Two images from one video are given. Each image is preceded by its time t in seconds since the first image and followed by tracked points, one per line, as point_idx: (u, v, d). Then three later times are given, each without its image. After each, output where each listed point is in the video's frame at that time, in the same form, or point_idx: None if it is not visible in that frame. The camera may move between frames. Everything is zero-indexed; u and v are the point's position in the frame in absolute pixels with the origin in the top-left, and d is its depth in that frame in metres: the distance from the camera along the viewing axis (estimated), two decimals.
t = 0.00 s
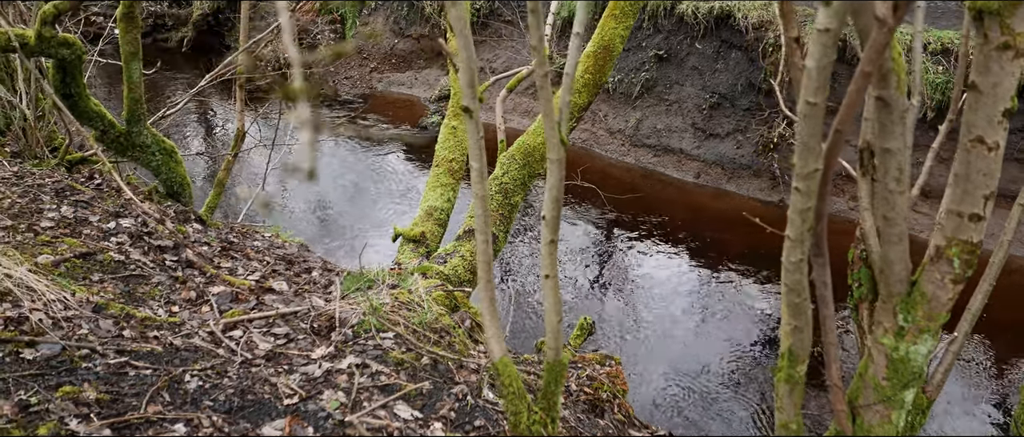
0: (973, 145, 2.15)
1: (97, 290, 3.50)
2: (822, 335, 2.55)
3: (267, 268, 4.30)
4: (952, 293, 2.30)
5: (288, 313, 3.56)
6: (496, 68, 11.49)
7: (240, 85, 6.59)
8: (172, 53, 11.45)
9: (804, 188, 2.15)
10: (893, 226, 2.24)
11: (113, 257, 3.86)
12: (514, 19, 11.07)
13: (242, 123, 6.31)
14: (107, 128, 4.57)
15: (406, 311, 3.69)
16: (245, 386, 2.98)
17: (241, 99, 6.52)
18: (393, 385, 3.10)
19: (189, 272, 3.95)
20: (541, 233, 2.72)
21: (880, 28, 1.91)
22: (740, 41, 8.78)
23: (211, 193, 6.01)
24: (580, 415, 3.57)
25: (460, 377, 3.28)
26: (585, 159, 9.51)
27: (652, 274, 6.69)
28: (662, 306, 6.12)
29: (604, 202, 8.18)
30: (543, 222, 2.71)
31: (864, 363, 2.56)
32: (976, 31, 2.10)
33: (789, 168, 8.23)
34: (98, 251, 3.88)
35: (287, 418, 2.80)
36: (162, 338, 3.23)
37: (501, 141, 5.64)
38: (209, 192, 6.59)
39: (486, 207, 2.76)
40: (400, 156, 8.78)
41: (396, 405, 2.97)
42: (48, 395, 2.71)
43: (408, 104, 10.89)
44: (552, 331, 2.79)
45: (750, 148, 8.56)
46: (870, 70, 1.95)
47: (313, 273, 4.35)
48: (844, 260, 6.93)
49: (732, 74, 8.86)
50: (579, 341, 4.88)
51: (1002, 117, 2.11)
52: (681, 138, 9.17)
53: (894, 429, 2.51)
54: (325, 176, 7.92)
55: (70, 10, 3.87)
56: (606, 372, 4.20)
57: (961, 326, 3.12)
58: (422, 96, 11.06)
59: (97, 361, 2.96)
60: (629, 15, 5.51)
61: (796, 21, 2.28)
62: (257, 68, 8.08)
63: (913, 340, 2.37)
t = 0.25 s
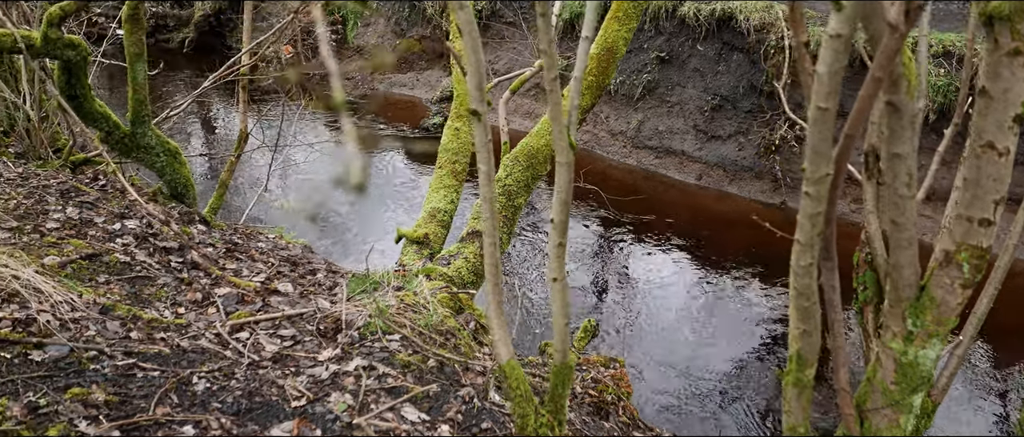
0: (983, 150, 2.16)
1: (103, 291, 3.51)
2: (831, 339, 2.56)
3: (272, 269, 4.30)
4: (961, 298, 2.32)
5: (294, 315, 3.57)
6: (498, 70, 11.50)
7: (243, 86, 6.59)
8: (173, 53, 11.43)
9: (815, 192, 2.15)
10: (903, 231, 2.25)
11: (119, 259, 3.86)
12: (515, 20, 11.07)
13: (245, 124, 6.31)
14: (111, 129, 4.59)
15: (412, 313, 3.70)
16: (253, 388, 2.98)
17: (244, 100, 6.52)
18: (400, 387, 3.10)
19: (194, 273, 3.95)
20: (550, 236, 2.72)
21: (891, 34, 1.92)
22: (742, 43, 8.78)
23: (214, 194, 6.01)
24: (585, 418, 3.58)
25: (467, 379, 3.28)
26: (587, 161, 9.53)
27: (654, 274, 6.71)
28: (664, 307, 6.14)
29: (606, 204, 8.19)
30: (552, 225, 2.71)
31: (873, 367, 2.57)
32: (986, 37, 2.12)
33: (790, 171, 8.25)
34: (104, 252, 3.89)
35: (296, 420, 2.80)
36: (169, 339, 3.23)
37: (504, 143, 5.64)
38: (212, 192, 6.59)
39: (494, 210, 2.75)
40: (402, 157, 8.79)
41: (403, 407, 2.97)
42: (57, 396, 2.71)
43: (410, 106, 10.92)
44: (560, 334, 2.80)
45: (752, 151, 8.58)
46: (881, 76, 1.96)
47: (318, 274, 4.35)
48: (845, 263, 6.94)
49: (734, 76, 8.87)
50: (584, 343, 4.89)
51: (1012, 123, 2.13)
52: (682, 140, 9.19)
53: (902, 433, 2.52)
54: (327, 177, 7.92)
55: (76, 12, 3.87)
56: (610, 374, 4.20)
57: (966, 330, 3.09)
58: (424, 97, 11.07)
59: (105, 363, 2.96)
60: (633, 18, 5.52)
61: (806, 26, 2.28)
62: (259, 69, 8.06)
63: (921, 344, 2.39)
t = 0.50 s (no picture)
0: (1000, 156, 2.20)
1: (115, 291, 3.52)
2: (844, 344, 2.56)
3: (281, 270, 4.31)
4: (975, 304, 2.33)
5: (304, 316, 3.57)
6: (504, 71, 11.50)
7: (251, 87, 6.60)
8: (180, 54, 11.44)
9: (830, 197, 2.17)
10: (918, 236, 2.25)
11: (130, 258, 3.88)
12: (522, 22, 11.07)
13: (253, 124, 6.32)
14: (122, 130, 4.62)
15: (421, 314, 3.70)
16: (265, 389, 2.99)
17: (252, 100, 6.54)
18: (411, 388, 3.11)
19: (204, 273, 3.97)
20: (562, 240, 2.73)
21: (910, 40, 1.93)
22: (749, 45, 8.78)
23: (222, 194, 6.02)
24: (594, 420, 3.58)
25: (477, 381, 3.29)
26: (592, 163, 9.54)
27: (660, 276, 6.72)
28: (670, 308, 6.15)
29: (612, 205, 8.20)
30: (564, 228, 2.72)
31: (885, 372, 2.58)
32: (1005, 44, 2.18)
33: (797, 173, 8.25)
34: (115, 252, 3.91)
35: (307, 422, 2.81)
36: (180, 339, 3.24)
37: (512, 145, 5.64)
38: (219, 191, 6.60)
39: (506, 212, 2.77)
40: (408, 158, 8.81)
41: (414, 409, 2.97)
42: (71, 396, 2.73)
43: (416, 107, 10.94)
44: (572, 337, 2.80)
45: (759, 153, 8.58)
46: (899, 82, 1.97)
47: (327, 275, 4.36)
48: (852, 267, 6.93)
49: (741, 78, 8.86)
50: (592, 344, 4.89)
51: None
52: (689, 142, 9.20)
53: None
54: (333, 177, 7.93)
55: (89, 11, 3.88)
56: (618, 377, 4.21)
57: (976, 336, 2.98)
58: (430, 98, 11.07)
59: (118, 363, 2.97)
60: (641, 20, 5.53)
61: (822, 32, 2.30)
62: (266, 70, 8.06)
63: (935, 350, 2.39)
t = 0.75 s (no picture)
0: (1015, 162, 2.32)
1: (126, 291, 3.54)
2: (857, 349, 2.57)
3: (290, 271, 4.31)
4: (989, 311, 2.37)
5: (314, 317, 3.58)
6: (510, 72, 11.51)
7: (259, 87, 6.60)
8: (189, 53, 11.45)
9: (846, 203, 2.17)
10: (933, 242, 2.26)
11: (141, 258, 3.90)
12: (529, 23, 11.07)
13: (261, 125, 6.33)
14: (133, 130, 4.63)
15: (431, 316, 3.71)
16: (276, 389, 2.99)
17: (260, 101, 6.55)
18: (422, 390, 3.11)
19: (214, 273, 3.98)
20: (574, 243, 2.73)
21: (927, 47, 1.93)
22: (756, 48, 8.78)
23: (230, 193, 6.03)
24: (603, 423, 3.58)
25: (487, 383, 3.29)
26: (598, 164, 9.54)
27: (666, 278, 6.72)
28: (676, 311, 6.15)
29: (618, 208, 8.19)
30: (576, 231, 2.72)
31: (898, 377, 2.58)
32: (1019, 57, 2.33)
33: (804, 177, 8.24)
34: (126, 251, 3.93)
35: (319, 422, 2.81)
36: (192, 339, 3.26)
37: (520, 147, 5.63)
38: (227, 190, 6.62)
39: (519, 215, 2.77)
40: (414, 158, 8.82)
41: (425, 411, 2.98)
42: (85, 395, 2.76)
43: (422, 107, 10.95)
44: (584, 341, 2.80)
45: (765, 156, 8.59)
46: (916, 88, 1.97)
47: (336, 276, 4.37)
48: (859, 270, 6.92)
49: (748, 81, 8.86)
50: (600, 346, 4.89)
51: None
52: (695, 145, 9.21)
53: None
54: (340, 176, 7.95)
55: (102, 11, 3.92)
56: (626, 379, 4.21)
57: (987, 341, 2.73)
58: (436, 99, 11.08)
59: (131, 362, 2.99)
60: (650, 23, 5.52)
61: (837, 38, 2.30)
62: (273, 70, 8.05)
63: (949, 356, 2.39)
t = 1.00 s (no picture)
0: None
1: (140, 290, 3.57)
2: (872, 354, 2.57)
3: (302, 271, 4.32)
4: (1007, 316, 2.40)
5: (327, 318, 3.59)
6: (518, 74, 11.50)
7: (270, 88, 6.62)
8: (198, 53, 11.50)
9: (864, 208, 2.17)
10: (951, 247, 2.26)
11: (154, 258, 3.93)
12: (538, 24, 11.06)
13: (270, 125, 6.34)
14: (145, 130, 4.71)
15: (443, 317, 3.71)
16: (290, 390, 3.00)
17: (271, 101, 6.56)
18: (434, 391, 3.12)
19: (227, 273, 4.00)
20: (590, 246, 2.73)
21: (948, 52, 1.93)
22: (765, 50, 8.77)
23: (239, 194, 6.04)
24: (614, 426, 3.57)
25: (499, 385, 3.30)
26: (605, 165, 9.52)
27: (673, 280, 6.71)
28: (684, 313, 6.15)
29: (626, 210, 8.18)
30: (592, 234, 2.72)
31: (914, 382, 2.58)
32: None
33: (812, 179, 8.26)
34: (139, 251, 3.96)
35: (333, 423, 2.82)
36: (206, 339, 3.27)
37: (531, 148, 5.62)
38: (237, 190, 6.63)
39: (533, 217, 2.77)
40: (421, 159, 8.84)
41: (438, 412, 2.98)
42: (102, 394, 2.80)
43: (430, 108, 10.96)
44: (598, 343, 2.80)
45: (774, 158, 8.60)
46: (937, 93, 1.97)
47: (346, 276, 4.37)
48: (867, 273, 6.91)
49: (757, 83, 8.85)
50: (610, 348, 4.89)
51: None
52: (703, 147, 9.21)
53: None
54: (348, 176, 7.96)
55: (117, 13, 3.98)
56: (636, 382, 4.21)
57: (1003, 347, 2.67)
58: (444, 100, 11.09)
59: (146, 362, 3.02)
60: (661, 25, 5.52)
61: (855, 41, 2.30)
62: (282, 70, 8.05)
63: (966, 361, 2.40)
